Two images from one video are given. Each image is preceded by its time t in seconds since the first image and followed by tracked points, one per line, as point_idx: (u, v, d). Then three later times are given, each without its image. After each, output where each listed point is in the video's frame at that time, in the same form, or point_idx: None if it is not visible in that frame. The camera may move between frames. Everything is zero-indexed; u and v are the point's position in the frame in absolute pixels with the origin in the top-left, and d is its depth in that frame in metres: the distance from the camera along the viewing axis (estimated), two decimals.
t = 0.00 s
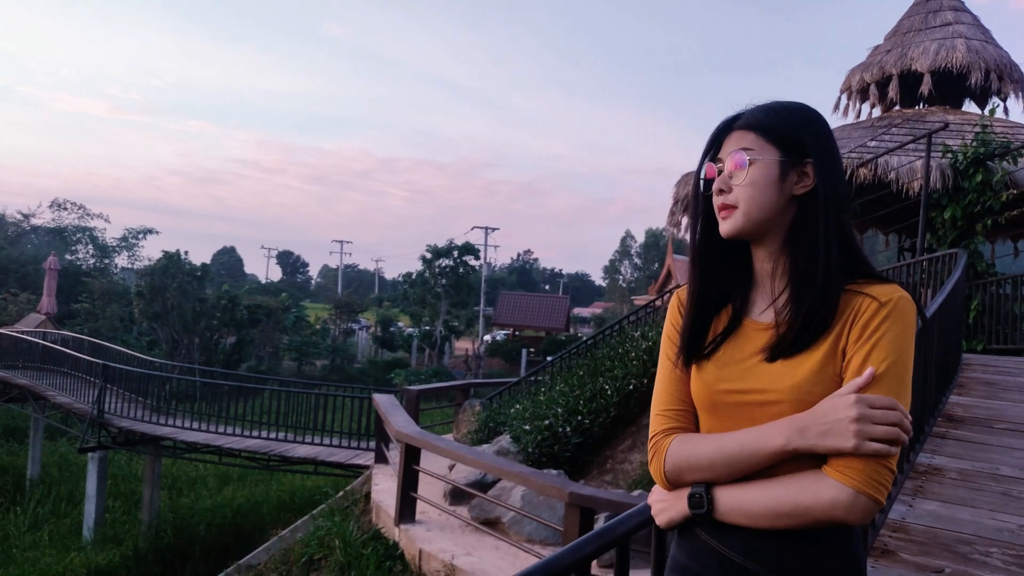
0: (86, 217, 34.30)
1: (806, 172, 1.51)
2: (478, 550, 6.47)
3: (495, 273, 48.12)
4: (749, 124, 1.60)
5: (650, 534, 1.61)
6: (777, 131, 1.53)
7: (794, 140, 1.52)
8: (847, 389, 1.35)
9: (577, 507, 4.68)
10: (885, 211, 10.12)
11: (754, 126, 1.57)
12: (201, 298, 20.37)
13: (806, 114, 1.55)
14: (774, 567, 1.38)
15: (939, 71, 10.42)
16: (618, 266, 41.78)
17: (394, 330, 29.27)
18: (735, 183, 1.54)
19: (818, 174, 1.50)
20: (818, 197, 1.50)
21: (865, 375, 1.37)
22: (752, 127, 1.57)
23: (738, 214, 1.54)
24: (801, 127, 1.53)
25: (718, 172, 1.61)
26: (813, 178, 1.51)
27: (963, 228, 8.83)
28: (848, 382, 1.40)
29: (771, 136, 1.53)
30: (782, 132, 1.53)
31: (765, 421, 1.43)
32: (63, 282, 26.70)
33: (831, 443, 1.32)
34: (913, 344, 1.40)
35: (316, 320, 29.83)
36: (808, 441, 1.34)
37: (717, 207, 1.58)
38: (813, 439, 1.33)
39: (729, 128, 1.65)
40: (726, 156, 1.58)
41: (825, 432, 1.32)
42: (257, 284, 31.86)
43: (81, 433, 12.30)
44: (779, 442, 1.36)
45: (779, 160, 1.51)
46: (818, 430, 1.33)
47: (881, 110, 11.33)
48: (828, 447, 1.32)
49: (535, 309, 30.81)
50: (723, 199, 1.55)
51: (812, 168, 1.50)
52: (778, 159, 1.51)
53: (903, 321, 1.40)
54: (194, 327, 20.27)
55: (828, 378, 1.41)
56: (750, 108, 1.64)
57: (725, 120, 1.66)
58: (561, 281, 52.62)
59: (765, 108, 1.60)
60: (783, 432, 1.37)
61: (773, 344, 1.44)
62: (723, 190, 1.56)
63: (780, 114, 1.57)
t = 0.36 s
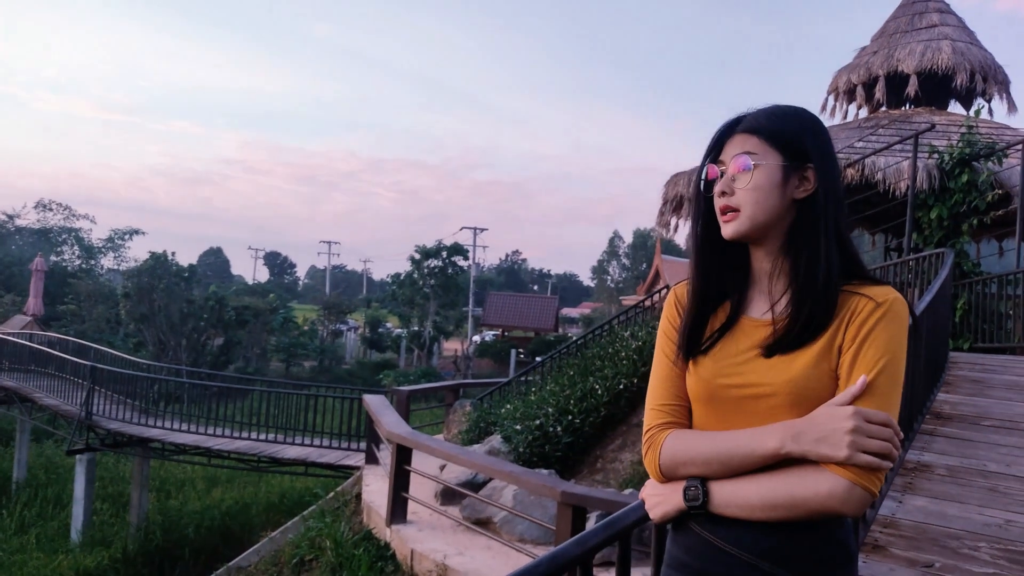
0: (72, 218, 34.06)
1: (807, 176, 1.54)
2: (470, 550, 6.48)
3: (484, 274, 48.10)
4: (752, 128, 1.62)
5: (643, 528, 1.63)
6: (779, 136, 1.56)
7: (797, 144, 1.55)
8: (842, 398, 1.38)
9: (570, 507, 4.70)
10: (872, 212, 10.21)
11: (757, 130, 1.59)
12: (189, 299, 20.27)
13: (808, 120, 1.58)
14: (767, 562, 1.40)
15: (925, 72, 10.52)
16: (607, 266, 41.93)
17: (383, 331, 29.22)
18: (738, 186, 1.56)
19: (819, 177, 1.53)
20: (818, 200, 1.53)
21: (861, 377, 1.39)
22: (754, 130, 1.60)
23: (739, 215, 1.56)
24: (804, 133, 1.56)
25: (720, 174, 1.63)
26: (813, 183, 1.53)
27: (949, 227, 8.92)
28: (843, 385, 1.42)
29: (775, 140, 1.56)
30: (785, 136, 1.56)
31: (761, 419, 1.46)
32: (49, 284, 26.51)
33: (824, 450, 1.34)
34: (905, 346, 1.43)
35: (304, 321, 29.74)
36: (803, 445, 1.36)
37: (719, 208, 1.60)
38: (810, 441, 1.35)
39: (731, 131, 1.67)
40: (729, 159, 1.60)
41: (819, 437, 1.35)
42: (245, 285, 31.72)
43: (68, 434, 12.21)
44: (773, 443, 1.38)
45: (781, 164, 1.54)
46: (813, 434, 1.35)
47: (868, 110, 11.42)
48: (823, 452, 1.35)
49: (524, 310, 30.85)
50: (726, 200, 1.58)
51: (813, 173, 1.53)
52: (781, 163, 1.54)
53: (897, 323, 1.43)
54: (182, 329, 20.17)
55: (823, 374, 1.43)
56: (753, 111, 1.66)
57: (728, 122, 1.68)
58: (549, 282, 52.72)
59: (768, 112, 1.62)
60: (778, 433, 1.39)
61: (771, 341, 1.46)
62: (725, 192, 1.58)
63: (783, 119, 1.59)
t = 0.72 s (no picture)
0: (56, 217, 33.71)
1: (795, 175, 1.57)
2: (461, 549, 6.49)
3: (472, 273, 48.08)
4: (743, 128, 1.65)
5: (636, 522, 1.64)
6: (771, 136, 1.59)
7: (787, 145, 1.58)
8: (824, 405, 1.40)
9: (561, 504, 4.71)
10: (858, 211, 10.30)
11: (749, 130, 1.62)
12: (175, 299, 20.13)
13: (799, 122, 1.61)
14: (748, 556, 1.42)
15: (910, 73, 10.62)
16: (594, 266, 42.12)
17: (371, 330, 29.16)
18: (729, 183, 1.58)
19: (807, 176, 1.56)
20: (806, 199, 1.56)
21: (843, 378, 1.41)
22: (747, 130, 1.62)
23: (729, 212, 1.58)
24: (793, 134, 1.59)
25: (711, 171, 1.66)
26: (801, 181, 1.56)
27: (934, 227, 9.00)
28: (828, 391, 1.43)
29: (765, 140, 1.59)
30: (776, 137, 1.58)
31: (746, 414, 1.48)
32: (33, 284, 26.24)
33: (804, 454, 1.37)
34: (887, 346, 1.46)
35: (292, 320, 29.60)
36: (784, 447, 1.38)
37: (710, 204, 1.62)
38: (791, 443, 1.38)
39: (722, 129, 1.70)
40: (720, 156, 1.62)
41: (800, 441, 1.37)
42: (231, 285, 31.54)
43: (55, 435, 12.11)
44: (754, 443, 1.41)
45: (771, 163, 1.56)
46: (794, 438, 1.38)
47: (854, 111, 11.51)
48: (803, 456, 1.37)
49: (512, 309, 30.87)
50: (717, 196, 1.60)
51: (801, 172, 1.56)
52: (771, 161, 1.57)
53: (879, 321, 1.46)
54: (167, 329, 20.03)
55: (806, 368, 1.45)
56: (744, 112, 1.69)
57: (721, 121, 1.71)
58: (537, 282, 52.79)
59: (759, 113, 1.65)
60: (759, 434, 1.41)
61: (757, 335, 1.48)
62: (716, 188, 1.60)
63: (774, 119, 1.62)
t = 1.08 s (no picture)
0: (37, 217, 33.28)
1: (777, 177, 1.59)
2: (448, 550, 6.48)
3: (457, 274, 48.06)
4: (726, 130, 1.66)
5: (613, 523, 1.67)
6: (752, 138, 1.60)
7: (768, 147, 1.59)
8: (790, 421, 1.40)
9: (548, 505, 4.73)
10: (841, 213, 10.39)
11: (730, 132, 1.63)
12: (158, 300, 19.95)
13: (779, 125, 1.62)
14: (711, 559, 1.43)
15: (893, 76, 10.74)
16: (580, 266, 42.25)
17: (356, 331, 29.07)
18: (710, 185, 1.60)
19: (788, 178, 1.58)
20: (788, 201, 1.58)
21: (815, 388, 1.42)
22: (727, 132, 1.64)
23: (712, 213, 1.60)
24: (775, 137, 1.61)
25: (694, 174, 1.67)
26: (783, 183, 1.58)
27: (917, 229, 9.10)
28: (799, 405, 1.43)
29: (748, 142, 1.60)
30: (758, 140, 1.60)
31: (718, 414, 1.49)
32: (13, 284, 25.90)
33: (766, 468, 1.38)
34: (863, 349, 1.48)
35: (276, 321, 29.43)
36: (746, 459, 1.39)
37: (693, 205, 1.63)
38: (754, 456, 1.38)
39: (705, 132, 1.71)
40: (702, 159, 1.64)
41: (764, 453, 1.38)
42: (216, 285, 31.31)
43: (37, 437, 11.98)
44: (719, 452, 1.42)
45: (752, 165, 1.58)
46: (758, 449, 1.38)
47: (838, 114, 11.63)
48: (765, 470, 1.38)
49: (498, 310, 30.90)
50: (699, 198, 1.62)
51: (782, 174, 1.58)
52: (752, 163, 1.58)
53: (853, 325, 1.48)
54: (150, 330, 19.84)
55: (781, 369, 1.46)
56: (728, 114, 1.70)
57: (704, 122, 1.73)
58: (523, 282, 52.89)
59: (741, 116, 1.66)
60: (726, 441, 1.42)
61: (735, 335, 1.50)
62: (698, 190, 1.62)
63: (756, 122, 1.63)
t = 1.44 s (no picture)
0: (17, 215, 32.88)
1: (756, 177, 1.58)
2: (435, 549, 6.48)
3: (443, 273, 48.02)
4: (705, 133, 1.66)
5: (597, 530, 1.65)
6: (732, 140, 1.59)
7: (747, 148, 1.58)
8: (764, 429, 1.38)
9: (536, 503, 4.74)
10: (825, 214, 10.49)
11: (710, 134, 1.62)
12: (141, 298, 19.77)
13: (760, 127, 1.62)
14: (687, 563, 1.39)
15: (877, 78, 10.85)
16: (565, 266, 42.35)
17: (341, 331, 28.97)
18: (689, 186, 1.59)
19: (768, 179, 1.56)
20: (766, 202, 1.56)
21: (789, 396, 1.40)
22: (708, 134, 1.63)
23: (691, 213, 1.59)
24: (754, 139, 1.60)
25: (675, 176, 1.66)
26: (762, 184, 1.57)
27: (900, 229, 9.18)
28: (774, 411, 1.41)
29: (727, 144, 1.59)
30: (737, 141, 1.59)
31: (695, 418, 1.46)
32: None
33: (739, 478, 1.34)
34: (841, 354, 1.46)
35: (261, 320, 29.27)
36: (717, 468, 1.36)
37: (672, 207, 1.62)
38: (726, 466, 1.35)
39: (686, 136, 1.71)
40: (682, 161, 1.63)
41: (736, 462, 1.35)
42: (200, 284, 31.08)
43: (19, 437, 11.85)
44: (692, 459, 1.39)
45: (730, 166, 1.57)
46: (731, 456, 1.35)
47: (822, 115, 11.73)
48: (736, 480, 1.35)
49: (483, 309, 30.91)
50: (678, 198, 1.60)
51: (761, 174, 1.57)
52: (731, 163, 1.57)
53: (832, 329, 1.46)
54: (133, 329, 19.67)
55: (759, 373, 1.44)
56: (708, 118, 1.70)
57: (686, 126, 1.72)
58: (508, 280, 52.92)
59: (721, 119, 1.66)
60: (700, 446, 1.39)
61: (714, 337, 1.48)
62: (678, 191, 1.61)
63: (735, 124, 1.63)
